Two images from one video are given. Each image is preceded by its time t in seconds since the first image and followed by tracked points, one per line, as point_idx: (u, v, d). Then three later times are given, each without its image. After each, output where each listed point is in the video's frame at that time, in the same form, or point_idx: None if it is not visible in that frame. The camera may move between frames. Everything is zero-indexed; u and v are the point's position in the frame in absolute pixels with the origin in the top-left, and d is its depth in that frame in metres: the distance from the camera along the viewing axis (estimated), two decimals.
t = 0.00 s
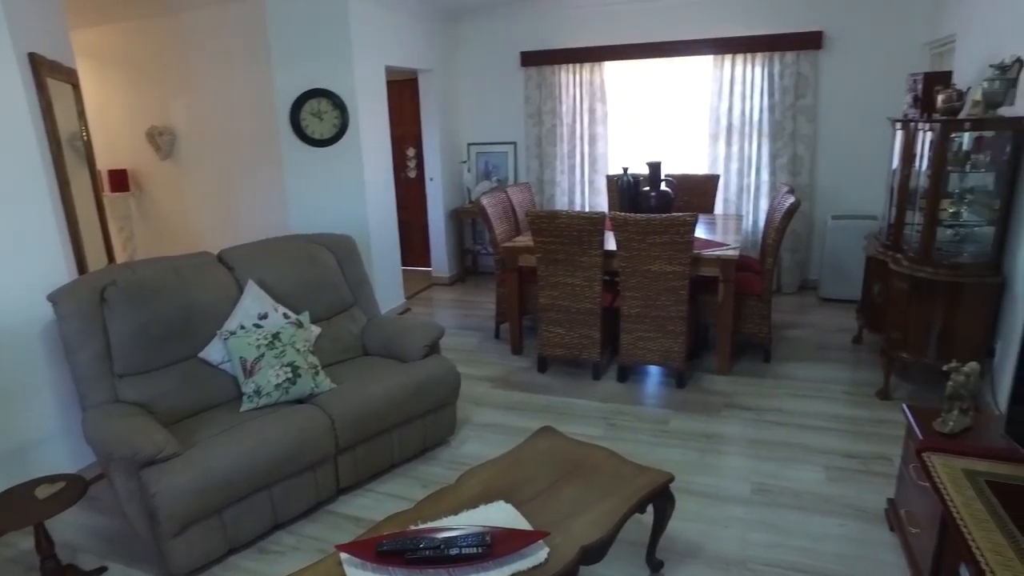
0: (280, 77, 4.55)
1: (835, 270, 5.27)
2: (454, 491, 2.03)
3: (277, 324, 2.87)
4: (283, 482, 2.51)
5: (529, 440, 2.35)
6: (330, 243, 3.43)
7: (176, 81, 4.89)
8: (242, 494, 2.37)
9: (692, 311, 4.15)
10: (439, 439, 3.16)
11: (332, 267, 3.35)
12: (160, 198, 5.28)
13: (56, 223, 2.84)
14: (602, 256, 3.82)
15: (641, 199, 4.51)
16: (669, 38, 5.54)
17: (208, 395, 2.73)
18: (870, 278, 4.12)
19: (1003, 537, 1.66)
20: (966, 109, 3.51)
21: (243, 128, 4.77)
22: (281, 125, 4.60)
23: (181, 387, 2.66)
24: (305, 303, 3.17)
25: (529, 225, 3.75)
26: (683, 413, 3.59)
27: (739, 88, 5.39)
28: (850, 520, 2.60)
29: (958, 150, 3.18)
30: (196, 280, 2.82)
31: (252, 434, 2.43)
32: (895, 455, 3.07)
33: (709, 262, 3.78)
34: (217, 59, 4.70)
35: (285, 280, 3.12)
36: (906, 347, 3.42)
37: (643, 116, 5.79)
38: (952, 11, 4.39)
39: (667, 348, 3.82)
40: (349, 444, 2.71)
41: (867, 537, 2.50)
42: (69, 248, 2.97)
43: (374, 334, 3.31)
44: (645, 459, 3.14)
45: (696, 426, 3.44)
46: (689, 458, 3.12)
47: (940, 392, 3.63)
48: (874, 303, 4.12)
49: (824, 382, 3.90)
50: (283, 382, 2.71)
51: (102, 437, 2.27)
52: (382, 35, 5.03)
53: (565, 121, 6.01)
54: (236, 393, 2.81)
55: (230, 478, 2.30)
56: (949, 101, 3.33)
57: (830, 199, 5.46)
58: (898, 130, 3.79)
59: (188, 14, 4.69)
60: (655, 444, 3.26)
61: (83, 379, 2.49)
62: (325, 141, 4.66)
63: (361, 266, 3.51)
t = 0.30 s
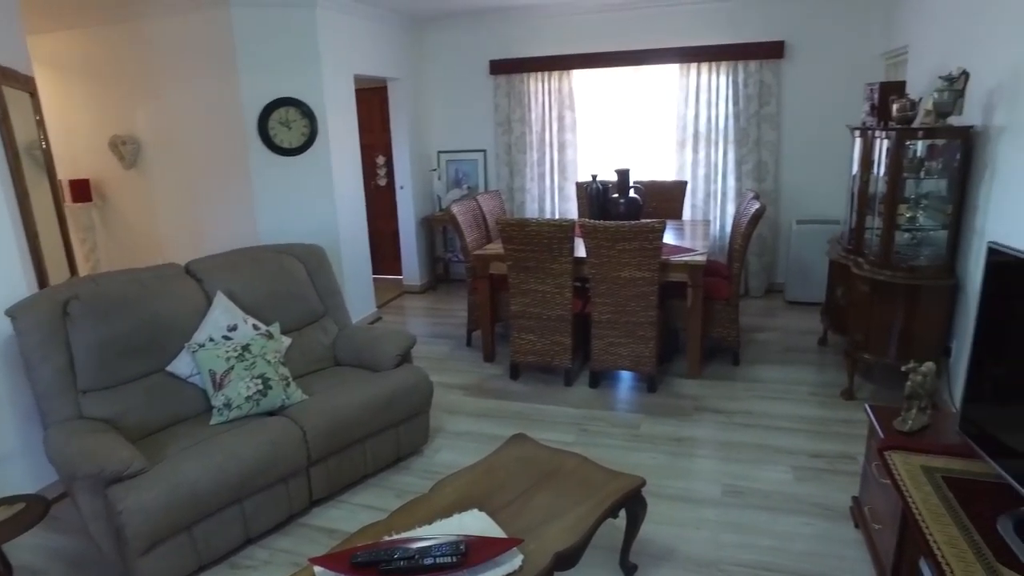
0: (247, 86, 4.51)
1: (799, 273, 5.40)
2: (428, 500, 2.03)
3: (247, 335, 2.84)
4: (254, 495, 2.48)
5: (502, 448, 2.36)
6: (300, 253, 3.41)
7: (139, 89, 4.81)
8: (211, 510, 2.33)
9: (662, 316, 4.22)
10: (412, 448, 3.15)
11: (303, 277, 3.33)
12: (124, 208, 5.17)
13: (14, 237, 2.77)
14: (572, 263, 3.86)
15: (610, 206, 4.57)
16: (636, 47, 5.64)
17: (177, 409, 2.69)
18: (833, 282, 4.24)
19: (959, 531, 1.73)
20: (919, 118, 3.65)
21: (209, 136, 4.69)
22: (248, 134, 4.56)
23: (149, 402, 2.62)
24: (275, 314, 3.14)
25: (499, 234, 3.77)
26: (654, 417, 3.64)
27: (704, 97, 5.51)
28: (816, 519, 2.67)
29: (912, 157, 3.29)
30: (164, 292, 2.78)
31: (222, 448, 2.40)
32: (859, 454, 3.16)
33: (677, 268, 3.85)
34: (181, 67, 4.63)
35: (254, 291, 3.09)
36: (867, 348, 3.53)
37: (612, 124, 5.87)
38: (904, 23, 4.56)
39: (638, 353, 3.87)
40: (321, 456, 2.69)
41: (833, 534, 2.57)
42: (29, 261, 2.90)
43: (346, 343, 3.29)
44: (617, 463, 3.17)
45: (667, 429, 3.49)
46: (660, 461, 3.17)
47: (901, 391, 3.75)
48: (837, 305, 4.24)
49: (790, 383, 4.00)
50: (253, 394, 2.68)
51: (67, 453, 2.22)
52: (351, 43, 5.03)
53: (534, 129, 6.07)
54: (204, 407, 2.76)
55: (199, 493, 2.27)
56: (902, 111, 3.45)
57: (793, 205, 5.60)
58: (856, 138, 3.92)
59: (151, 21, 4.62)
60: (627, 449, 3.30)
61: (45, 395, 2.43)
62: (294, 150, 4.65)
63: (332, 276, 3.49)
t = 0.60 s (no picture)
0: (218, 92, 4.44)
1: (772, 277, 5.49)
2: (406, 509, 2.03)
3: (221, 345, 2.80)
4: (229, 508, 2.44)
5: (480, 455, 2.36)
6: (275, 261, 3.38)
7: (108, 96, 4.73)
8: (185, 523, 2.29)
9: (638, 321, 4.26)
10: (389, 457, 3.13)
11: (277, 285, 3.30)
12: (93, 217, 5.08)
13: None
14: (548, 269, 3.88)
15: (585, 212, 4.60)
16: (609, 54, 5.70)
17: (149, 422, 2.64)
18: (804, 285, 4.32)
19: (925, 527, 1.77)
20: (884, 125, 3.74)
21: (180, 144, 4.62)
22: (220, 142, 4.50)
23: (120, 415, 2.57)
24: (250, 323, 3.11)
25: (475, 240, 3.78)
26: (631, 421, 3.67)
27: (677, 103, 5.59)
28: (790, 519, 2.71)
29: (878, 163, 3.38)
30: (134, 303, 2.73)
31: (195, 461, 2.36)
32: (831, 454, 3.22)
33: (652, 273, 3.89)
34: (151, 74, 4.56)
35: (229, 300, 3.05)
36: (838, 350, 3.60)
37: (586, 129, 5.92)
38: (868, 32, 4.68)
39: (614, 358, 3.90)
40: (297, 466, 2.66)
41: (806, 534, 2.61)
42: None
43: (322, 352, 3.27)
44: (595, 468, 3.19)
45: (644, 434, 3.52)
46: (637, 465, 3.20)
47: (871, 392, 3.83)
48: (809, 308, 4.32)
49: (764, 386, 4.06)
50: (228, 405, 2.65)
51: (34, 469, 2.17)
52: (324, 50, 5.00)
53: (510, 136, 6.09)
54: (178, 419, 2.72)
55: (171, 507, 2.23)
56: (868, 118, 3.53)
57: (765, 210, 5.70)
58: (825, 144, 4.00)
59: (120, 27, 4.55)
60: (605, 453, 3.32)
61: (12, 410, 2.37)
62: (268, 157, 4.61)
63: (307, 284, 3.46)
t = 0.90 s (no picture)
0: (192, 98, 4.38)
1: (748, 280, 5.56)
2: (386, 516, 2.01)
3: (197, 354, 2.76)
4: (205, 519, 2.40)
5: (461, 461, 2.35)
6: (251, 268, 3.34)
7: (79, 101, 4.64)
8: (159, 536, 2.25)
9: (617, 324, 4.28)
10: (369, 465, 3.11)
11: (254, 292, 3.26)
12: (63, 223, 4.98)
13: None
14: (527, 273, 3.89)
15: (563, 217, 4.61)
16: (586, 60, 5.74)
17: (122, 433, 2.58)
18: (780, 288, 4.38)
19: (899, 525, 1.80)
20: (855, 130, 3.81)
21: (153, 150, 4.56)
22: (194, 148, 4.44)
23: (91, 426, 2.51)
24: (226, 331, 3.06)
25: (454, 245, 3.77)
26: (611, 425, 3.68)
27: (654, 109, 5.64)
28: (768, 520, 2.74)
29: (850, 167, 3.45)
30: (106, 312, 2.68)
31: (170, 472, 2.32)
32: (807, 455, 3.26)
33: (631, 277, 3.92)
34: (123, 78, 4.49)
35: (204, 308, 3.00)
36: (814, 352, 3.65)
37: (564, 134, 5.96)
38: (839, 39, 4.78)
39: (593, 362, 3.92)
40: (275, 475, 2.63)
41: (784, 534, 2.64)
42: None
43: (300, 360, 3.23)
44: (576, 472, 3.20)
45: (624, 437, 3.53)
46: (618, 469, 3.21)
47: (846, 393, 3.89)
48: (785, 311, 4.38)
49: (742, 388, 4.10)
50: (204, 415, 2.60)
51: None
52: (300, 55, 4.97)
53: (487, 141, 6.10)
54: (152, 430, 2.67)
55: (145, 519, 2.18)
56: (839, 124, 3.60)
57: (740, 214, 5.78)
58: (798, 149, 4.06)
59: (92, 31, 4.48)
60: (585, 457, 3.33)
61: None
62: (244, 163, 4.56)
63: (284, 290, 3.43)
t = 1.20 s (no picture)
0: (166, 102, 4.32)
1: (727, 283, 5.60)
2: (364, 524, 1.98)
3: (170, 361, 2.70)
4: (179, 530, 2.35)
5: (440, 467, 2.33)
6: (226, 274, 3.28)
7: (50, 105, 4.54)
8: (131, 549, 2.19)
9: (598, 328, 4.28)
10: (348, 472, 3.07)
11: (230, 298, 3.20)
12: (33, 229, 4.86)
13: None
14: (507, 277, 3.87)
15: (543, 221, 4.61)
16: (565, 64, 5.75)
17: (93, 443, 2.52)
18: (759, 290, 4.41)
19: (875, 525, 1.82)
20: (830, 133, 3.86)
21: (126, 154, 4.47)
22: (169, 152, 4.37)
23: (60, 437, 2.45)
24: (201, 337, 3.01)
25: (433, 249, 3.75)
26: (592, 429, 3.68)
27: (633, 112, 5.67)
28: (748, 521, 2.75)
29: (825, 170, 3.49)
30: (76, 319, 2.62)
31: (142, 482, 2.26)
32: (786, 456, 3.28)
33: (611, 280, 3.92)
34: (95, 81, 4.40)
35: (178, 314, 2.95)
36: (792, 353, 3.68)
37: (544, 138, 5.96)
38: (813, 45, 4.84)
39: (574, 366, 3.91)
40: (251, 484, 2.58)
41: (764, 536, 2.65)
42: None
43: (278, 366, 3.18)
44: (557, 476, 3.19)
45: (605, 441, 3.53)
46: (600, 472, 3.20)
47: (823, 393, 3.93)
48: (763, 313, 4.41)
49: (721, 390, 4.13)
50: (178, 423, 2.55)
51: None
52: (277, 58, 4.92)
53: (467, 145, 6.08)
54: (124, 439, 2.61)
55: (115, 532, 2.13)
56: (815, 127, 3.64)
57: (718, 217, 5.82)
58: (775, 152, 4.10)
59: (63, 33, 4.39)
60: (566, 461, 3.32)
61: None
62: (220, 167, 4.50)
63: (261, 296, 3.38)
